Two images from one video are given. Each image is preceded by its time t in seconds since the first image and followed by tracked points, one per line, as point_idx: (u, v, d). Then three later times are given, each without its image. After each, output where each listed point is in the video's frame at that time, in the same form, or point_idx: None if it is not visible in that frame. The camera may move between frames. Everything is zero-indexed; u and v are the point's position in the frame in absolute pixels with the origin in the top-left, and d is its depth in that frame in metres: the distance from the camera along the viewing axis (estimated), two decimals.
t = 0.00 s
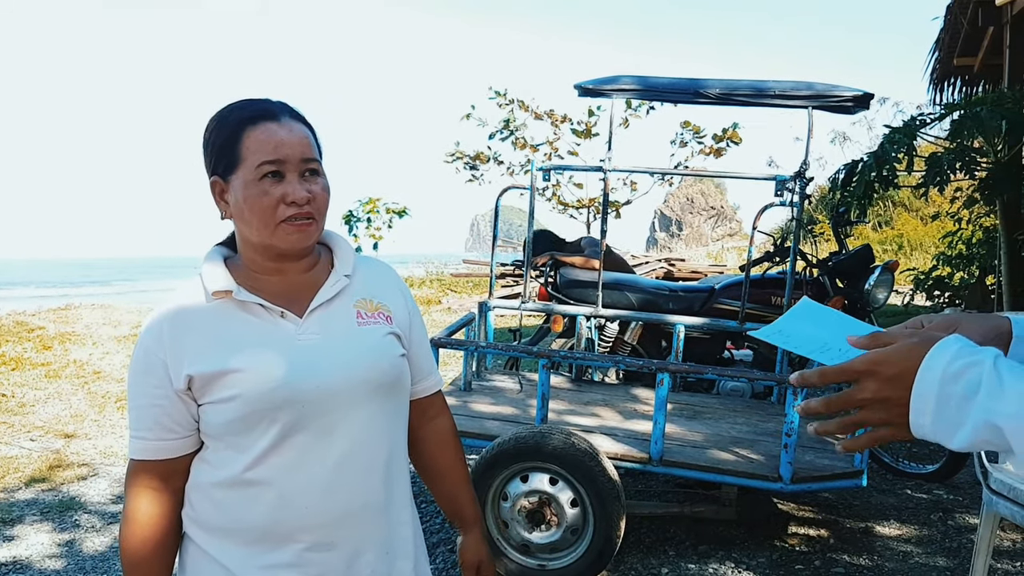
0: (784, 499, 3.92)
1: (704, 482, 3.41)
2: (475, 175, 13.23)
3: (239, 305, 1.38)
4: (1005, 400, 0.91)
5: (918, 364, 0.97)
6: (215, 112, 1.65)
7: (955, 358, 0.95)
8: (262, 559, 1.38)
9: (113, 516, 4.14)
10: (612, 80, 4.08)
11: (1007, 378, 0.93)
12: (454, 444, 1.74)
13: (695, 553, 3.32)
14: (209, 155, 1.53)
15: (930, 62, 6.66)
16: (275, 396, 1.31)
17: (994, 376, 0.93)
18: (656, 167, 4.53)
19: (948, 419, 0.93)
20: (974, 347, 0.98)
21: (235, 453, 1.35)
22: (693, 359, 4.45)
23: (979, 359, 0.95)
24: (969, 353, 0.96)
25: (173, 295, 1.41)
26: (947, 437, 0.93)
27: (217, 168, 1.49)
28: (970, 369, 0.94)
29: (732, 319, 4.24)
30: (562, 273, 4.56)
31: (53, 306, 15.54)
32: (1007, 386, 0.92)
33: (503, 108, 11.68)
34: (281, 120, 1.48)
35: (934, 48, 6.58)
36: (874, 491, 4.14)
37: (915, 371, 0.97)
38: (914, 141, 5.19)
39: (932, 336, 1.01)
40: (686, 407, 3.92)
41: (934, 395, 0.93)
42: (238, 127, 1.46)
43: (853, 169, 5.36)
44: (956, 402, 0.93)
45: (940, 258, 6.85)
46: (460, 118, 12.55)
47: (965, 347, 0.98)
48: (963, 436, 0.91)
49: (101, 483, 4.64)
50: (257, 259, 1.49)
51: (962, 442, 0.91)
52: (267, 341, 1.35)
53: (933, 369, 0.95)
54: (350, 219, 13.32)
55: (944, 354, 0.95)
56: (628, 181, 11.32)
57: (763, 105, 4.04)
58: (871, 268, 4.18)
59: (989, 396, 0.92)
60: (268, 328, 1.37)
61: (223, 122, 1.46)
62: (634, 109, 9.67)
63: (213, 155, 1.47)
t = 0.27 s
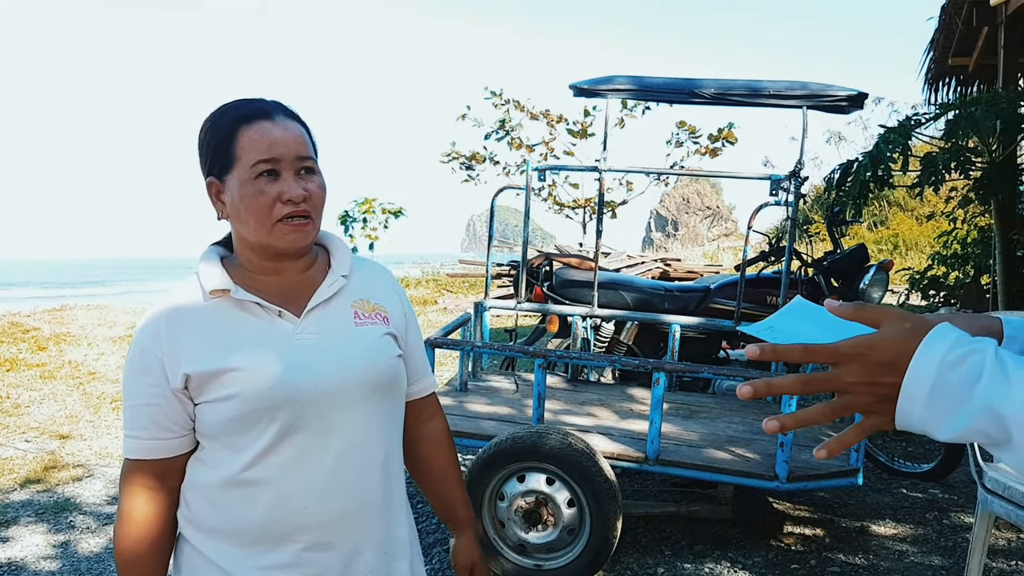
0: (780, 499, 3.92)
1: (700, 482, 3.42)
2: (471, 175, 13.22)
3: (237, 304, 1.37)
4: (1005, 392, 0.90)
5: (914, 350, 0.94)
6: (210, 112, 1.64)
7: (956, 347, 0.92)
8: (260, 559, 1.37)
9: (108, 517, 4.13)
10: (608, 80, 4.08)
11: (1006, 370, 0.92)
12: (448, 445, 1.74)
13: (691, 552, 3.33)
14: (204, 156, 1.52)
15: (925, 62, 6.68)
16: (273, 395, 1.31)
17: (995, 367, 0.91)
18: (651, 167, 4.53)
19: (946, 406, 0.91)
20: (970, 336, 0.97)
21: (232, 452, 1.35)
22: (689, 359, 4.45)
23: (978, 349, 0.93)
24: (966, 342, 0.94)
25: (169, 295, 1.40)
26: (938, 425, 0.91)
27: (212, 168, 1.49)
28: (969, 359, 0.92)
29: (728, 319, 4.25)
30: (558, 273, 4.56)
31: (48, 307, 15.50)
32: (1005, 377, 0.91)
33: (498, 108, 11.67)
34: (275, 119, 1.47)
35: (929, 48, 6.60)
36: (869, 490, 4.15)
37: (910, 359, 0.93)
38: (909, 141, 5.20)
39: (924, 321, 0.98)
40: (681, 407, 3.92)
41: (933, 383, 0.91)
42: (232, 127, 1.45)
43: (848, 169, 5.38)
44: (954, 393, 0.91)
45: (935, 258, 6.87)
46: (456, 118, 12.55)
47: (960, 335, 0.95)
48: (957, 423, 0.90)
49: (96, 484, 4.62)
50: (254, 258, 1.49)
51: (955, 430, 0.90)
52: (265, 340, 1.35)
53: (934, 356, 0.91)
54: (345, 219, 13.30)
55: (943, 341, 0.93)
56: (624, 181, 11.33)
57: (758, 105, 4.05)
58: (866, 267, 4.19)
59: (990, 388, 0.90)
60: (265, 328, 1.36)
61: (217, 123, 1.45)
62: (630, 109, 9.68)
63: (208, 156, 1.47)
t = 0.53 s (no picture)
0: (774, 499, 3.93)
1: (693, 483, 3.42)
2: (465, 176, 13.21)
3: (228, 307, 1.37)
4: (1002, 405, 0.90)
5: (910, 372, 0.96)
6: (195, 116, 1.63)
7: (949, 362, 0.94)
8: (251, 565, 1.37)
9: (102, 519, 4.11)
10: (602, 81, 4.08)
11: (1003, 379, 0.92)
12: (442, 447, 1.73)
13: (685, 553, 3.33)
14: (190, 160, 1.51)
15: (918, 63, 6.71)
16: (265, 400, 1.30)
17: (989, 378, 0.92)
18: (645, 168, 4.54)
19: (946, 424, 0.92)
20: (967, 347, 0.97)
21: (224, 457, 1.34)
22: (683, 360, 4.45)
23: (973, 361, 0.94)
24: (962, 356, 0.94)
25: (160, 299, 1.39)
26: (949, 441, 0.92)
27: (199, 172, 1.48)
28: (963, 372, 0.93)
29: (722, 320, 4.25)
30: (552, 274, 4.56)
31: (41, 308, 15.42)
32: (1003, 387, 0.91)
33: (492, 108, 11.66)
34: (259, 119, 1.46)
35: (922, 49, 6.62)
36: (862, 490, 4.16)
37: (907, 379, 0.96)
38: (902, 141, 5.22)
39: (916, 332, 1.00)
40: (675, 408, 3.93)
41: (930, 401, 0.92)
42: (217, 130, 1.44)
43: (841, 170, 5.39)
44: (952, 405, 0.92)
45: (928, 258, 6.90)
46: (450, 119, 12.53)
47: (957, 347, 0.96)
48: (963, 440, 0.91)
49: (89, 486, 4.59)
50: (245, 261, 1.48)
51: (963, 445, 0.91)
52: (256, 344, 1.34)
53: (928, 375, 0.93)
54: (339, 219, 13.27)
55: (936, 359, 0.94)
56: (618, 181, 11.33)
57: (752, 106, 4.06)
58: (859, 268, 4.20)
59: (986, 400, 0.91)
60: (256, 332, 1.36)
61: (201, 126, 1.44)
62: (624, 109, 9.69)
63: (194, 159, 1.46)
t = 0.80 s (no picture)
0: (770, 500, 3.94)
1: (690, 483, 3.43)
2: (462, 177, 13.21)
3: (218, 310, 1.35)
4: (1001, 398, 0.94)
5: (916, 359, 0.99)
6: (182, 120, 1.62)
7: (956, 352, 0.97)
8: (245, 567, 1.36)
9: (98, 520, 4.10)
10: (598, 82, 4.09)
11: (1003, 375, 0.95)
12: (440, 445, 1.74)
13: (682, 554, 3.34)
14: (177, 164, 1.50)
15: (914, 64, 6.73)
16: (255, 403, 1.29)
17: (993, 370, 0.95)
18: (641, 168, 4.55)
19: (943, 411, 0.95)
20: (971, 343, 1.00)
21: (216, 460, 1.34)
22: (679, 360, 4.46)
23: (978, 354, 0.97)
24: (968, 349, 0.98)
25: (152, 302, 1.38)
26: (935, 426, 0.95)
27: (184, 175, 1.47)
28: (967, 362, 0.96)
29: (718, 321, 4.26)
30: (549, 275, 4.56)
31: (36, 308, 15.37)
32: (1005, 380, 0.95)
33: (489, 109, 11.66)
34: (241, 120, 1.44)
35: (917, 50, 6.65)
36: (858, 491, 4.18)
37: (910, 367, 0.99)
38: (897, 142, 5.24)
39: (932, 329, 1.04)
40: (672, 408, 3.93)
41: (932, 384, 0.96)
42: (200, 133, 1.43)
43: (837, 171, 5.42)
44: (951, 391, 0.95)
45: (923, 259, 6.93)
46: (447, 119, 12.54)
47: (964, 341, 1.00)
48: (956, 426, 0.94)
49: (85, 487, 4.58)
50: (234, 263, 1.48)
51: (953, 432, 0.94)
52: (246, 347, 1.33)
53: (935, 360, 0.96)
54: (335, 220, 13.25)
55: (941, 349, 0.97)
56: (615, 182, 11.34)
57: (748, 107, 4.07)
58: (854, 269, 4.22)
59: (986, 391, 0.94)
60: (247, 334, 1.34)
61: (184, 130, 1.43)
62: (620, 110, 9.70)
63: (179, 163, 1.45)
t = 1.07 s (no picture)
0: (768, 503, 3.94)
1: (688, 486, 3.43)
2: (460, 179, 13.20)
3: (211, 314, 1.35)
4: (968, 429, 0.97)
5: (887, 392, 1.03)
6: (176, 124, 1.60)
7: (922, 391, 1.00)
8: (241, 571, 1.35)
9: (95, 523, 4.09)
10: (595, 86, 4.09)
11: (973, 405, 0.98)
12: (439, 446, 1.72)
13: (680, 557, 3.34)
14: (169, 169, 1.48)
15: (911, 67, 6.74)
16: (248, 405, 1.28)
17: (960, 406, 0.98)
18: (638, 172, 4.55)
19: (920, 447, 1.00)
20: (937, 369, 1.03)
21: (212, 464, 1.32)
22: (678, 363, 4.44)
23: (943, 389, 1.00)
24: (931, 380, 1.01)
25: (147, 307, 1.38)
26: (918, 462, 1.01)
27: (178, 181, 1.44)
28: (936, 401, 0.99)
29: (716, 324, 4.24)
30: (547, 279, 4.56)
31: (34, 311, 15.33)
32: (970, 409, 0.99)
33: (487, 112, 11.66)
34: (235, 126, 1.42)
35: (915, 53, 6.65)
36: (856, 494, 4.18)
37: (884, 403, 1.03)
38: (895, 145, 5.25)
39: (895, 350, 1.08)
40: (670, 411, 3.93)
41: (907, 429, 1.00)
42: (193, 139, 1.42)
43: (834, 174, 5.42)
44: (926, 431, 0.99)
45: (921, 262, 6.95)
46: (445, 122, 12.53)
47: (930, 370, 1.02)
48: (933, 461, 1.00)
49: (83, 491, 4.57)
50: (228, 269, 1.45)
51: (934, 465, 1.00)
52: (240, 350, 1.31)
53: (903, 405, 1.00)
54: (334, 223, 13.23)
55: (908, 387, 1.00)
56: (613, 185, 11.34)
57: (745, 110, 4.07)
58: (852, 272, 4.21)
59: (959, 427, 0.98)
60: (240, 337, 1.33)
61: (176, 136, 1.41)
62: (618, 113, 9.71)
63: (172, 168, 1.42)
